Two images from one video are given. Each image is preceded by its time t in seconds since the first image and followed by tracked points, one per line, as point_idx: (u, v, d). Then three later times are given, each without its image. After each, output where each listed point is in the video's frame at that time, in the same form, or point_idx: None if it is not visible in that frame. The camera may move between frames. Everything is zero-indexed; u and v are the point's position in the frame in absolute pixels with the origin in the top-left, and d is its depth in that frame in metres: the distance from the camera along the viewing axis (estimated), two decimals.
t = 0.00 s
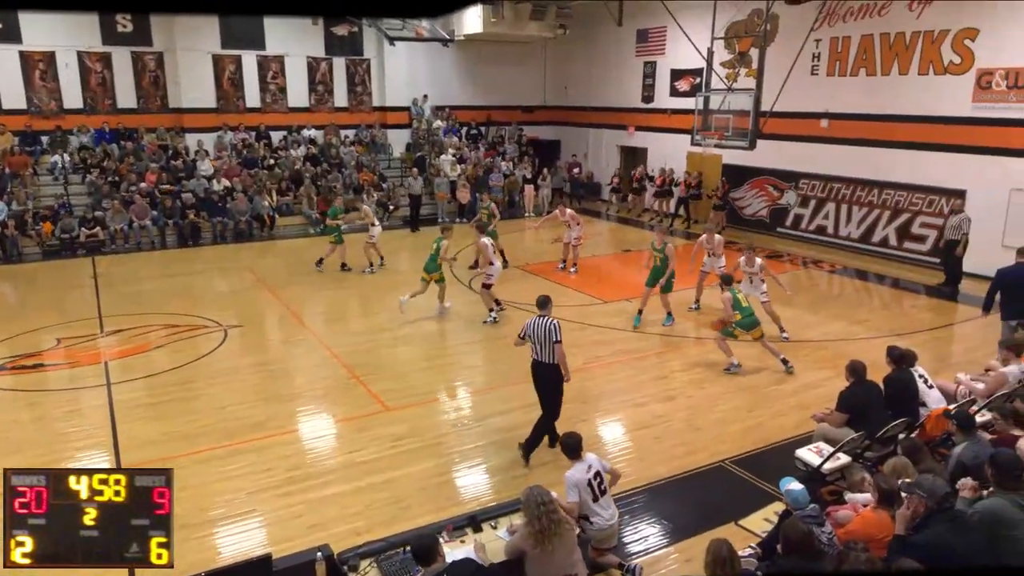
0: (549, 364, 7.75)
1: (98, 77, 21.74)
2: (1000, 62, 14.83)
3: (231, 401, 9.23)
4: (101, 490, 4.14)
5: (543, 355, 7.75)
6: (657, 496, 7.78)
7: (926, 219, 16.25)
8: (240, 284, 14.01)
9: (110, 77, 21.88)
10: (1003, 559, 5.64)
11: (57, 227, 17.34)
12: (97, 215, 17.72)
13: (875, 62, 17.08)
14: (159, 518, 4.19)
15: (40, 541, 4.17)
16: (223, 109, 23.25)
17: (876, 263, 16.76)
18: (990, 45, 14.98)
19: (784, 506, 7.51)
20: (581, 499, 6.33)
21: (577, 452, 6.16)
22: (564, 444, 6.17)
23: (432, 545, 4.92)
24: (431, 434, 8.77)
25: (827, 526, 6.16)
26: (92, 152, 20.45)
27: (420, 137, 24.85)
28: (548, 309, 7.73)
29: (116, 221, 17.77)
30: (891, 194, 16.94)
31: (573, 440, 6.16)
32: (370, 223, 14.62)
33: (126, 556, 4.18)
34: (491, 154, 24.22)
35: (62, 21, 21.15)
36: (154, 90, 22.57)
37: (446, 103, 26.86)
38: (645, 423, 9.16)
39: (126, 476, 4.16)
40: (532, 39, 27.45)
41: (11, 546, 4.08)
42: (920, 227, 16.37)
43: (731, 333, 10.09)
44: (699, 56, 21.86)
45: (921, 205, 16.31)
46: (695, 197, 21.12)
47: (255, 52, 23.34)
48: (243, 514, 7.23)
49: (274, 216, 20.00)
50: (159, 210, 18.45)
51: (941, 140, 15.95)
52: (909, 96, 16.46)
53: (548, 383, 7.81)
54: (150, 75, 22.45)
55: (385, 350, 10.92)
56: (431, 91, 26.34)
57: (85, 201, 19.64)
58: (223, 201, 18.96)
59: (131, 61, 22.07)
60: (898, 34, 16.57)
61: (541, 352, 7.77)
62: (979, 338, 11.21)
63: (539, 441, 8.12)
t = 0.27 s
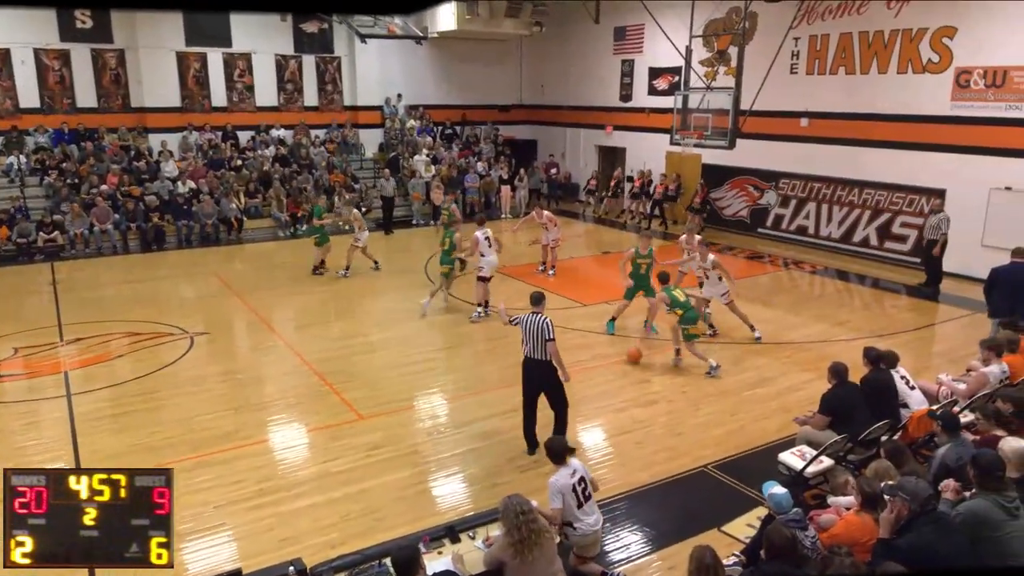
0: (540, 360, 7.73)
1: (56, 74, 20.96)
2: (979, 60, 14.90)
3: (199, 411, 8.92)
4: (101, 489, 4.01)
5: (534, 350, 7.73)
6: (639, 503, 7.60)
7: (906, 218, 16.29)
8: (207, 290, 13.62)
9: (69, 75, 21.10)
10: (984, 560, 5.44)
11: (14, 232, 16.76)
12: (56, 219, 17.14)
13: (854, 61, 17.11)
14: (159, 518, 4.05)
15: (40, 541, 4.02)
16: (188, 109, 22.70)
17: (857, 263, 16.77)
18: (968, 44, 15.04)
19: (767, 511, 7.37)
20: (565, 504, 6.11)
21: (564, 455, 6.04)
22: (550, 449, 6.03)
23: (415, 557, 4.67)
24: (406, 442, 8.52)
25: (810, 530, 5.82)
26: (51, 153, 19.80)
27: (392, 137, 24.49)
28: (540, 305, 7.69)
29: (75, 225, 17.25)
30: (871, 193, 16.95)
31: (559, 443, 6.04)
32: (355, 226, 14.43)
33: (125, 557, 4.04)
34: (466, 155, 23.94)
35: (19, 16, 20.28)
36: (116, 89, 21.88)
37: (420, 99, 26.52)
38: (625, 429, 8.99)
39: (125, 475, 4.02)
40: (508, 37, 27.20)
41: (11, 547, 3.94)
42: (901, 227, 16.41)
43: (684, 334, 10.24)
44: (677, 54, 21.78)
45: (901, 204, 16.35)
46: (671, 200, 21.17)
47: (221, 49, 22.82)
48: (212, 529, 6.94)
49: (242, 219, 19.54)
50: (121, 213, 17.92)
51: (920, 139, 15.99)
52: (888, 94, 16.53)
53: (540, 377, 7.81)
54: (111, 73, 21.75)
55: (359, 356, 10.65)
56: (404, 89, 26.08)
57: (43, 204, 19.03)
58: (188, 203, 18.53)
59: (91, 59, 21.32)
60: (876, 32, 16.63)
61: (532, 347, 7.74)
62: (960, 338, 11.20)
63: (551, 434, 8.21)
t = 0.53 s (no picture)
0: (546, 362, 7.65)
1: (25, 73, 20.51)
2: (965, 59, 14.92)
3: (176, 418, 8.70)
4: (101, 490, 3.91)
5: (539, 353, 7.64)
6: (627, 508, 7.46)
7: (894, 218, 16.31)
8: (184, 294, 13.37)
9: (39, 74, 20.68)
10: (972, 562, 5.32)
11: None
12: (26, 222, 16.77)
13: (841, 60, 17.07)
14: (159, 518, 3.96)
15: (40, 541, 3.95)
16: (164, 109, 22.35)
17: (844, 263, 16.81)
18: (954, 43, 15.06)
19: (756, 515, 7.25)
20: (554, 505, 6.01)
21: (559, 454, 5.89)
22: (546, 447, 5.91)
23: (402, 564, 4.32)
24: (389, 449, 8.34)
25: (799, 534, 5.79)
26: (21, 153, 19.38)
27: (374, 137, 24.26)
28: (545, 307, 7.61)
29: (48, 229, 16.89)
30: (859, 193, 16.95)
31: (556, 442, 5.90)
32: (351, 223, 14.41)
33: (125, 557, 3.95)
34: (448, 154, 23.75)
35: None
36: (88, 88, 21.46)
37: (401, 100, 26.31)
38: (613, 433, 8.85)
39: (125, 475, 3.92)
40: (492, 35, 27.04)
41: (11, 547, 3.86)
42: (888, 227, 16.43)
43: (609, 319, 11.05)
44: (663, 53, 21.71)
45: (889, 204, 16.37)
46: (661, 198, 20.75)
47: (197, 47, 22.52)
48: (189, 539, 6.75)
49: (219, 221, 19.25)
50: (94, 215, 17.58)
51: (907, 138, 15.99)
52: (875, 93, 16.49)
53: (544, 380, 7.72)
54: (83, 72, 21.34)
55: (341, 361, 10.46)
56: (387, 89, 25.89)
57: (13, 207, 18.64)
58: (163, 205, 18.24)
59: (62, 57, 20.91)
60: (862, 30, 16.63)
61: (537, 350, 7.64)
62: (948, 339, 11.17)
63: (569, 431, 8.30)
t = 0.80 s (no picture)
0: (562, 359, 7.69)
1: (11, 71, 20.23)
2: (963, 58, 14.86)
3: (165, 421, 8.57)
4: (101, 490, 3.96)
5: (555, 350, 7.67)
6: (623, 512, 7.36)
7: (892, 217, 16.24)
8: (174, 295, 13.22)
9: (25, 72, 20.40)
10: (970, 565, 5.24)
11: None
12: (12, 223, 16.54)
13: (839, 58, 16.99)
14: (159, 517, 4.00)
15: (40, 540, 4.01)
16: (152, 107, 22.14)
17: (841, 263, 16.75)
18: (953, 41, 15.01)
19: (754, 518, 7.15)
20: (548, 507, 5.89)
21: (557, 455, 5.76)
22: (544, 448, 5.77)
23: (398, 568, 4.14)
24: (382, 453, 8.22)
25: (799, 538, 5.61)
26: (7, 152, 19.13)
27: (366, 136, 24.12)
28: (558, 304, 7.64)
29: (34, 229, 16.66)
30: (857, 192, 16.88)
31: (555, 442, 5.79)
32: (355, 225, 14.34)
33: (124, 556, 4.00)
34: (441, 153, 23.59)
35: None
36: (75, 86, 21.15)
37: (394, 99, 26.17)
38: (609, 435, 8.75)
39: (125, 475, 3.96)
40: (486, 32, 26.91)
41: (11, 546, 3.92)
42: (887, 226, 16.36)
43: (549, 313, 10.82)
44: (658, 51, 21.61)
45: (887, 203, 16.30)
46: (657, 201, 20.85)
47: (186, 45, 22.35)
48: (179, 545, 6.63)
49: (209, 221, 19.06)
50: (82, 215, 17.36)
51: (905, 137, 15.90)
52: (874, 92, 16.40)
53: (560, 377, 7.76)
54: (70, 70, 21.03)
55: (334, 363, 10.34)
56: (379, 87, 25.78)
57: None
58: (152, 205, 18.04)
59: (49, 55, 20.64)
60: (860, 29, 16.57)
61: (553, 348, 7.66)
62: (947, 339, 11.10)
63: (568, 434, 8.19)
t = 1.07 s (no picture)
0: (570, 356, 7.69)
1: (3, 70, 20.10)
2: (962, 57, 14.83)
3: (161, 423, 8.50)
4: (101, 490, 4.07)
5: (563, 347, 7.66)
6: (621, 514, 7.30)
7: (891, 217, 16.21)
8: (169, 296, 13.15)
9: (18, 70, 20.26)
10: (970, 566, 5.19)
11: None
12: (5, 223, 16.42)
13: (838, 57, 16.94)
14: (159, 517, 4.11)
15: (40, 540, 4.13)
16: (146, 106, 22.04)
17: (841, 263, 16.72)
18: (952, 40, 14.97)
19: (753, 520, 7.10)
20: (545, 509, 5.82)
21: (550, 455, 5.67)
22: (536, 450, 5.67)
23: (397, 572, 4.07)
24: (378, 454, 8.16)
25: (797, 539, 5.59)
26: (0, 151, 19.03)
27: (362, 135, 24.06)
28: (565, 302, 7.64)
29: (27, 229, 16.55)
30: (856, 192, 16.84)
31: (545, 444, 5.68)
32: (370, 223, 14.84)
33: (125, 555, 4.12)
34: (437, 153, 23.50)
35: None
36: (68, 85, 21.01)
37: (390, 99, 26.09)
38: (608, 436, 8.70)
39: (125, 475, 4.07)
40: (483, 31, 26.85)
41: (12, 546, 4.06)
42: (886, 226, 16.33)
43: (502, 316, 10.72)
44: (657, 50, 21.57)
45: (886, 202, 16.26)
46: (656, 195, 20.70)
47: (180, 44, 22.27)
48: (174, 548, 6.57)
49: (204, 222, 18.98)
50: (75, 216, 17.25)
51: (905, 136, 15.86)
52: (874, 91, 16.36)
53: (567, 374, 7.76)
54: (63, 69, 20.90)
55: (330, 364, 10.27)
56: (375, 86, 25.70)
57: None
58: (146, 205, 17.94)
59: (42, 54, 20.51)
60: (858, 27, 16.54)
61: (561, 344, 7.66)
62: (947, 340, 11.06)
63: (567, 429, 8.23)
